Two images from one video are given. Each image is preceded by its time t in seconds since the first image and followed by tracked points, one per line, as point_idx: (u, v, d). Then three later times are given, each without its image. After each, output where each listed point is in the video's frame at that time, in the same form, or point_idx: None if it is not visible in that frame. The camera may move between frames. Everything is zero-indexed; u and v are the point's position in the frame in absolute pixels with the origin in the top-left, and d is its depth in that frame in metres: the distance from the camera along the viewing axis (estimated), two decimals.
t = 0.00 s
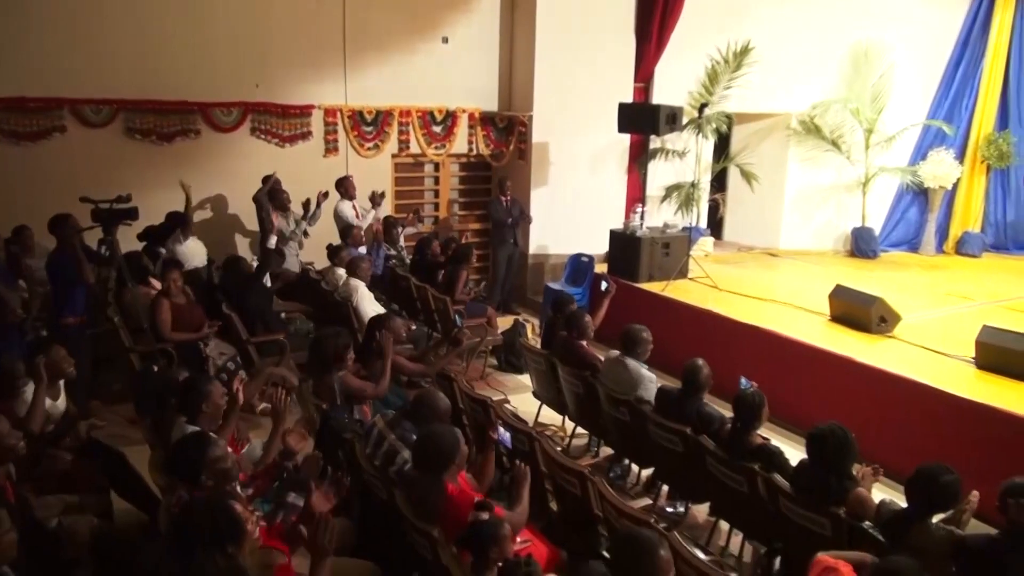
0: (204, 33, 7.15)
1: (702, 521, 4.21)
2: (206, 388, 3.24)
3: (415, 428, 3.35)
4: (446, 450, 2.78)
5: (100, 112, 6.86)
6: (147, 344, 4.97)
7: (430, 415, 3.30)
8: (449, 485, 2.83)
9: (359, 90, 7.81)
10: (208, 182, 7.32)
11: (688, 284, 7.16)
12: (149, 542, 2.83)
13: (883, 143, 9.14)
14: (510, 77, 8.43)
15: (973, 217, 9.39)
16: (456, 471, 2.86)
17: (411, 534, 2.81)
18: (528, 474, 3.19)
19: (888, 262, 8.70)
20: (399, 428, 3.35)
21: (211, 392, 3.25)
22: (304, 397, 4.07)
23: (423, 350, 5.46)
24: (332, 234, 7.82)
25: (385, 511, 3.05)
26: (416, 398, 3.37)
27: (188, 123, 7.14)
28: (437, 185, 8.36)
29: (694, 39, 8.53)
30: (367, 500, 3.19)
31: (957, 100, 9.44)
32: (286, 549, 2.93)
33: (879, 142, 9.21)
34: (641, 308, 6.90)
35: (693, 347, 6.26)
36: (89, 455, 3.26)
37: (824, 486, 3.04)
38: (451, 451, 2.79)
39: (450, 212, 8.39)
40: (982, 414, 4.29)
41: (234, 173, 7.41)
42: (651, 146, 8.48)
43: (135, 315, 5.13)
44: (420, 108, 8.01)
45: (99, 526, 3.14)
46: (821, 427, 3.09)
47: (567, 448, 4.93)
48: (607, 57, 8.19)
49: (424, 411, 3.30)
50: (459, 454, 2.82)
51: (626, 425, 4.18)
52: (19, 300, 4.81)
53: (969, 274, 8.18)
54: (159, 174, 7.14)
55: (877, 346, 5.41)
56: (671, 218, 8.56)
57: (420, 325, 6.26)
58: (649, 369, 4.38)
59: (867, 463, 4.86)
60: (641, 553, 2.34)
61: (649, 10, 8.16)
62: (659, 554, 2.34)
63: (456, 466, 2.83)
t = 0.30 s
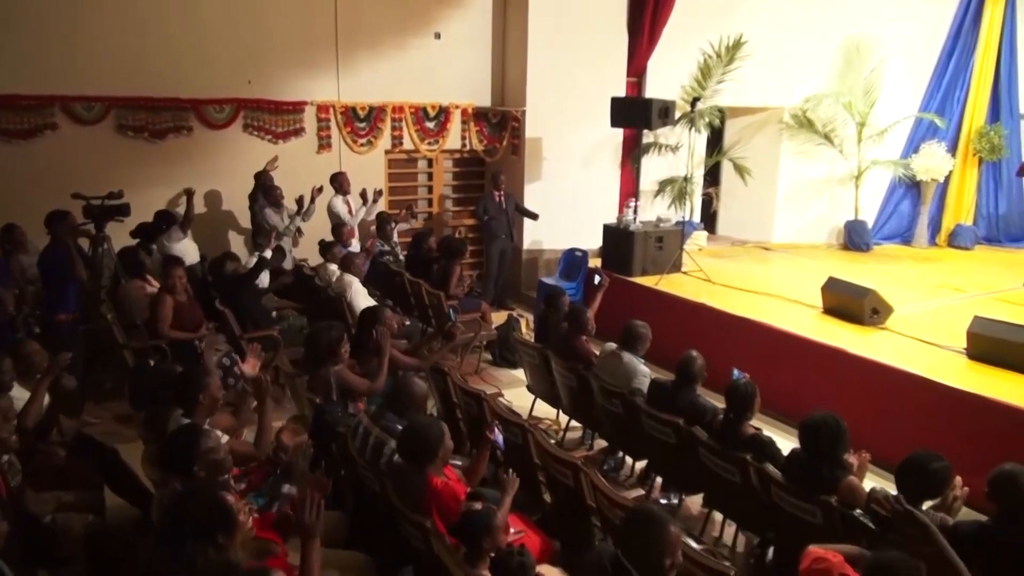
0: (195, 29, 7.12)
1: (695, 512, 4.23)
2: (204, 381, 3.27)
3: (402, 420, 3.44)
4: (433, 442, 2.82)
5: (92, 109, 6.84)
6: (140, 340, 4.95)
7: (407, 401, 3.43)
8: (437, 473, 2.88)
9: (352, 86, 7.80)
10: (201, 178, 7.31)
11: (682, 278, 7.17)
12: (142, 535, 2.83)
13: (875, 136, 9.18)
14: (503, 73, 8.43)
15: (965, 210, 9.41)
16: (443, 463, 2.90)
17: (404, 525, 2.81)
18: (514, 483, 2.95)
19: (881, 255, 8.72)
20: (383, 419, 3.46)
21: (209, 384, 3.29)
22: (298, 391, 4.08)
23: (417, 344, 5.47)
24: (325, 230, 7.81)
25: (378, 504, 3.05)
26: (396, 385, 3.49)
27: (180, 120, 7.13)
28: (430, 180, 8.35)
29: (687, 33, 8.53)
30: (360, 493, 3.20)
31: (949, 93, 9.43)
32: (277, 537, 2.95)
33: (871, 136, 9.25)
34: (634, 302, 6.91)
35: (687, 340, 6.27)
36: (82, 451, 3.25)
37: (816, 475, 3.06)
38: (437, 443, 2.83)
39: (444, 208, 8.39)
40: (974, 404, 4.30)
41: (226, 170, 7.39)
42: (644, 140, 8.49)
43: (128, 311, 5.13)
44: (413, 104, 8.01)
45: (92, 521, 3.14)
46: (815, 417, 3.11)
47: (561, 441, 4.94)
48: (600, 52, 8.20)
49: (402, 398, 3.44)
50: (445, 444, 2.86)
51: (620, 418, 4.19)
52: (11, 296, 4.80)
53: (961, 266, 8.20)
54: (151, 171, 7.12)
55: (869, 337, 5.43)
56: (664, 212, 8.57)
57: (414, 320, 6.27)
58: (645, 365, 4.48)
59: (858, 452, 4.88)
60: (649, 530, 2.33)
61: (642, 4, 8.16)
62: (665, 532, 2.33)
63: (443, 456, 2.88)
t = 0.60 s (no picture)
0: (188, 25, 7.11)
1: (692, 503, 4.23)
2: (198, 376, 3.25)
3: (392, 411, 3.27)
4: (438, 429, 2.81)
5: (86, 106, 6.82)
6: (136, 337, 4.94)
7: (387, 390, 3.25)
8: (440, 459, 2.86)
9: (346, 82, 7.78)
10: (196, 175, 7.29)
11: (678, 271, 7.17)
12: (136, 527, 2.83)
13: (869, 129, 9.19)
14: (498, 68, 8.42)
15: (960, 202, 9.42)
16: (445, 450, 2.90)
17: (399, 516, 2.81)
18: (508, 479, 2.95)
19: (877, 248, 8.73)
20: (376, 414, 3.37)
21: (202, 380, 3.27)
22: (295, 386, 4.08)
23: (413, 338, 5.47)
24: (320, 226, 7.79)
25: (372, 496, 3.05)
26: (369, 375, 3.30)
27: (174, 116, 7.11)
28: (426, 175, 8.35)
29: (681, 27, 8.52)
30: (356, 486, 3.19)
31: (944, 85, 9.41)
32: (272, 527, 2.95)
33: (866, 129, 9.26)
34: (630, 295, 6.92)
35: (684, 333, 6.27)
36: (78, 446, 3.25)
37: (812, 465, 3.07)
38: (442, 429, 2.83)
39: (439, 203, 8.39)
40: (968, 393, 4.31)
41: (221, 166, 7.38)
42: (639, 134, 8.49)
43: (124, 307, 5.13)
44: (408, 99, 7.99)
45: (88, 515, 3.14)
46: (808, 406, 3.12)
47: (557, 434, 4.96)
48: (594, 47, 8.19)
49: (380, 387, 3.25)
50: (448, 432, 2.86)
51: (615, 409, 4.20)
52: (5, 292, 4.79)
53: (957, 258, 8.21)
54: (146, 168, 7.11)
55: (865, 329, 5.44)
56: (660, 206, 8.58)
57: (410, 315, 6.27)
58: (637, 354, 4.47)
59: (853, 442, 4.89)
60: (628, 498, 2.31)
61: None
62: (641, 504, 2.30)
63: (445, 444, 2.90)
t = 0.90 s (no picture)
0: (183, 21, 7.09)
1: (688, 495, 4.25)
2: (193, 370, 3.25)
3: (390, 402, 3.32)
4: (422, 424, 2.88)
5: (81, 102, 6.81)
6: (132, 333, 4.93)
7: (382, 381, 3.31)
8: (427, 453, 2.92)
9: (341, 77, 7.77)
10: (191, 171, 7.28)
11: (674, 265, 7.18)
12: (133, 520, 2.85)
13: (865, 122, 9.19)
14: (494, 63, 8.41)
15: (955, 195, 9.43)
16: (433, 445, 2.95)
17: (395, 509, 2.81)
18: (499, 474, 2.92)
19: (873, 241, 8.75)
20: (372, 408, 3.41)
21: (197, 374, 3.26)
22: (291, 381, 4.08)
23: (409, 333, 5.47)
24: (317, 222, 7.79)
25: (367, 489, 3.06)
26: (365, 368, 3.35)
27: (169, 113, 7.10)
28: (422, 171, 8.34)
29: (677, 21, 8.52)
30: (352, 480, 3.20)
31: (939, 77, 9.42)
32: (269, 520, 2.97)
33: (861, 122, 9.28)
34: (626, 290, 6.93)
35: (680, 326, 6.27)
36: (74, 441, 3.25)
37: (806, 455, 3.07)
38: (427, 424, 2.89)
39: (436, 199, 8.39)
40: (962, 384, 4.32)
41: (216, 162, 7.37)
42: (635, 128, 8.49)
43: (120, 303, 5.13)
44: (403, 94, 7.98)
45: (84, 509, 3.14)
46: (802, 396, 3.12)
47: (554, 427, 4.97)
48: (589, 41, 8.18)
49: (376, 378, 3.31)
50: (436, 425, 2.92)
51: (611, 402, 4.21)
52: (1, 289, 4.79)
53: (952, 250, 8.23)
54: (141, 164, 7.09)
55: (861, 321, 5.45)
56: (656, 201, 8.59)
57: (406, 310, 6.27)
58: (629, 345, 4.51)
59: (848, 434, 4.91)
60: (593, 491, 2.31)
61: None
62: (605, 495, 2.29)
63: (434, 438, 2.94)
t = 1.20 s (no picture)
0: (176, 17, 7.08)
1: (681, 489, 4.28)
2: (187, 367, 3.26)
3: (382, 393, 3.39)
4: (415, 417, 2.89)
5: (73, 99, 6.80)
6: (126, 330, 4.93)
7: (372, 376, 3.38)
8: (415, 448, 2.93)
9: (335, 74, 7.77)
10: (184, 168, 7.28)
11: (667, 260, 7.20)
12: (128, 516, 2.86)
13: (857, 118, 9.22)
14: (487, 59, 8.42)
15: (948, 189, 9.47)
16: (423, 439, 2.97)
17: (389, 504, 2.82)
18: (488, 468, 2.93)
19: (866, 236, 8.78)
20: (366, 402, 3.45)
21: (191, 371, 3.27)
22: (285, 377, 4.09)
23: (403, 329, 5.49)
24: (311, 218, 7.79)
25: (361, 485, 3.07)
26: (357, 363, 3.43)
27: (162, 109, 7.10)
28: (416, 167, 8.35)
29: (670, 17, 8.53)
30: (345, 476, 3.21)
31: (931, 74, 9.43)
32: (264, 516, 2.98)
33: (853, 118, 9.30)
34: (619, 285, 6.96)
35: (674, 321, 6.30)
36: (68, 437, 3.26)
37: (796, 447, 3.09)
38: (417, 419, 2.91)
39: (430, 195, 8.40)
40: (951, 378, 4.35)
41: (210, 159, 7.36)
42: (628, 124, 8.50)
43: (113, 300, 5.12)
44: (397, 91, 7.98)
45: (79, 506, 3.15)
46: (793, 389, 3.14)
47: (548, 422, 4.99)
48: (583, 37, 8.19)
49: (366, 373, 3.38)
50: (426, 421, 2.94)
51: (604, 397, 4.23)
52: None
53: (944, 245, 8.26)
54: (134, 161, 7.09)
55: (853, 316, 5.48)
56: (649, 196, 8.61)
57: (400, 306, 6.28)
58: (620, 338, 4.53)
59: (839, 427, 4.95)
60: (563, 494, 2.33)
61: None
62: (577, 500, 2.30)
63: (423, 434, 2.97)
